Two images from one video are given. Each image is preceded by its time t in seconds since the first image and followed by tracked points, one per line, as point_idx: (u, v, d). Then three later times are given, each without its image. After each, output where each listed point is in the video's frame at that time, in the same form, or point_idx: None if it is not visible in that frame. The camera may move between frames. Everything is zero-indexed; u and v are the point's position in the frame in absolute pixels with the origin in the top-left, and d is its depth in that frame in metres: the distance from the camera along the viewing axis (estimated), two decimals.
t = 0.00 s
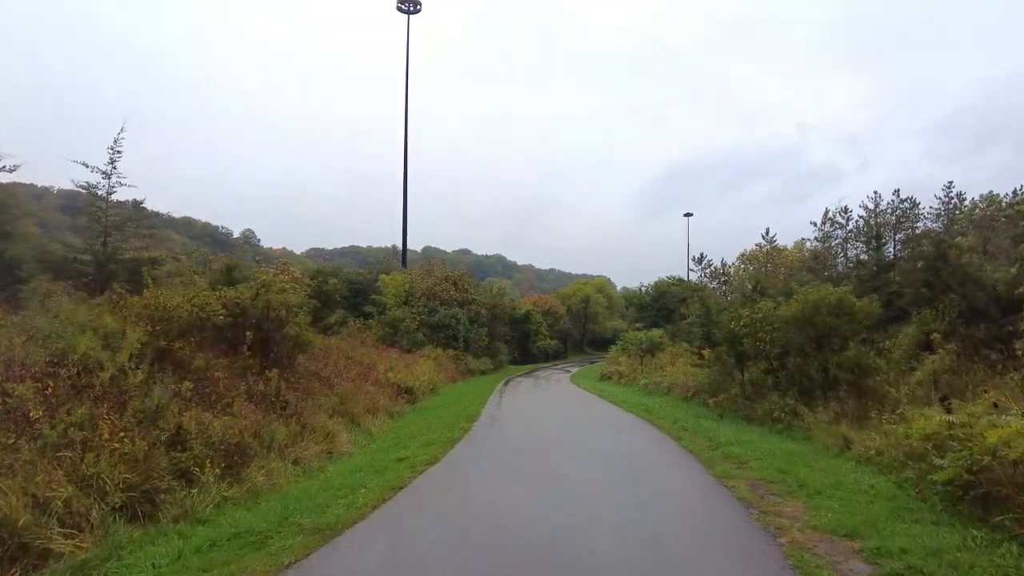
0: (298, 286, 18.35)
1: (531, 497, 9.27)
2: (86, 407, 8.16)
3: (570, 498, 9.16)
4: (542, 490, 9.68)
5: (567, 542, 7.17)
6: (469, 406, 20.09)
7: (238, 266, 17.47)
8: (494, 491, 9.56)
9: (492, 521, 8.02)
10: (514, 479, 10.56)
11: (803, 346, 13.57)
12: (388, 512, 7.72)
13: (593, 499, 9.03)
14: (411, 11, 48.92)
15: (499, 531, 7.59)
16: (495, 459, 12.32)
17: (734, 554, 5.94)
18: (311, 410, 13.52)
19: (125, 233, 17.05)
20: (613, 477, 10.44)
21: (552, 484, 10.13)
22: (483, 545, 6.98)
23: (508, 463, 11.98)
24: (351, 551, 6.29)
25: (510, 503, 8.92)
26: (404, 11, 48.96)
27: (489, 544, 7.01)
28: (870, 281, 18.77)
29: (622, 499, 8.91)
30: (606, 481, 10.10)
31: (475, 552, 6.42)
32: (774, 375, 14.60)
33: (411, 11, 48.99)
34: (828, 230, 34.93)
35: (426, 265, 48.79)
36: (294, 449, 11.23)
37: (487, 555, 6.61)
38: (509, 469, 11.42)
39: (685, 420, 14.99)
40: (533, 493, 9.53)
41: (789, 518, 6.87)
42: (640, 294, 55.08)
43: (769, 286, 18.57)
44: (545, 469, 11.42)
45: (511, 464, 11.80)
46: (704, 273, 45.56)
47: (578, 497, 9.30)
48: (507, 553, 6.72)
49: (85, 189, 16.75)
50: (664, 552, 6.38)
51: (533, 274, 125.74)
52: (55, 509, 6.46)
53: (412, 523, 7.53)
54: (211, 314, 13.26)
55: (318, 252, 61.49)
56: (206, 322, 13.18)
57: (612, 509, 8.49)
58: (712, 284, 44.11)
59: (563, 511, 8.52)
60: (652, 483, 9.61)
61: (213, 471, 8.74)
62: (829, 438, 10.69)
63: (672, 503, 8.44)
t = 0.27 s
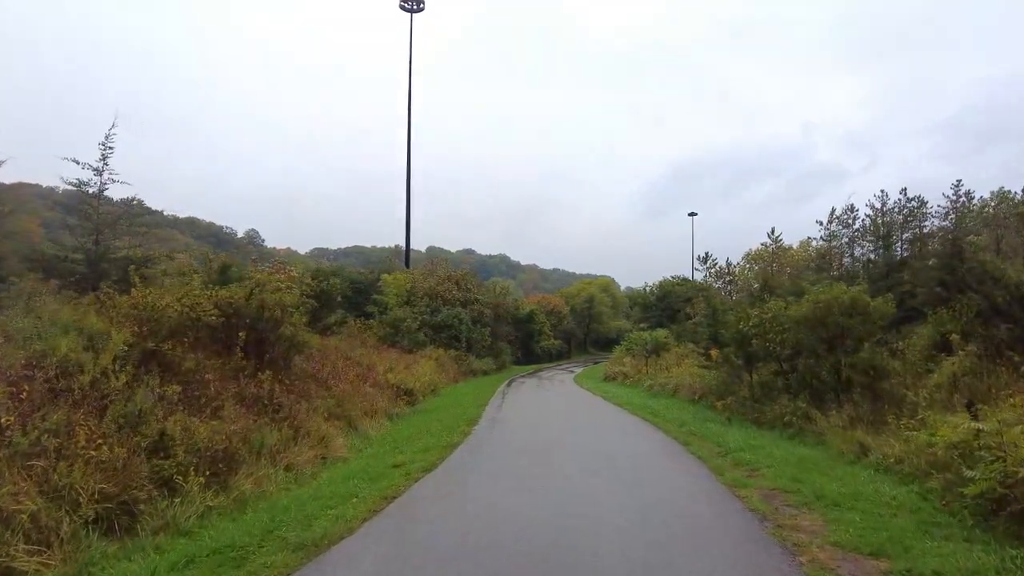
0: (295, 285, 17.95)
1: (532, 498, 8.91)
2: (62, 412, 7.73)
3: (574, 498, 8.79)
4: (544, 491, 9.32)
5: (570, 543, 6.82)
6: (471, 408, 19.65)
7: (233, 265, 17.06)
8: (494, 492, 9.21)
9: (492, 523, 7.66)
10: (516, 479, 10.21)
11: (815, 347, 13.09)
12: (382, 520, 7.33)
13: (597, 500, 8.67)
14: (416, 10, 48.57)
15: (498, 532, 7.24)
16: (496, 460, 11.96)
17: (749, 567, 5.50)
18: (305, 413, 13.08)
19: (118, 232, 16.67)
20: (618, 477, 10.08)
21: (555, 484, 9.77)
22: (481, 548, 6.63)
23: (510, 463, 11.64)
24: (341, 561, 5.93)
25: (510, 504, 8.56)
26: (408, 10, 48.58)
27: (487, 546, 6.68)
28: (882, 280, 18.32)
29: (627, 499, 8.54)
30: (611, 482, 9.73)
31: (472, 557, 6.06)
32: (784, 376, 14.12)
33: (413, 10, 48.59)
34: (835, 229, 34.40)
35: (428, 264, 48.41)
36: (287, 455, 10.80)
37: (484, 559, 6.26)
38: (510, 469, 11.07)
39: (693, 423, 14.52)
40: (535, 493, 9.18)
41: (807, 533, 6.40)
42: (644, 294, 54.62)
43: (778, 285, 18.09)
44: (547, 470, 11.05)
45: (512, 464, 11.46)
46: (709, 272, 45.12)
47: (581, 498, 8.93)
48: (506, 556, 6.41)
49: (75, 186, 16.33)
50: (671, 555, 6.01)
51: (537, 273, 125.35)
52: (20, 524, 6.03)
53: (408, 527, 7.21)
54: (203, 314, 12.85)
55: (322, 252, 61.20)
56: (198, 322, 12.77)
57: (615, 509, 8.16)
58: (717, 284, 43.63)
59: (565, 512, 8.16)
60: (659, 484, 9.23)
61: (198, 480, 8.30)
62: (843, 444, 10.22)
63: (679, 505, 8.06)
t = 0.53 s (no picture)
0: (293, 282, 17.50)
1: (535, 496, 8.56)
2: (35, 412, 7.28)
3: (578, 498, 8.43)
4: (548, 490, 8.96)
5: (573, 542, 6.48)
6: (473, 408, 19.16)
7: (229, 262, 16.63)
8: (496, 491, 8.87)
9: (492, 522, 7.31)
10: (518, 479, 9.86)
11: (830, 347, 12.57)
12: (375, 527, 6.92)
13: (602, 499, 8.31)
14: (420, 6, 48.16)
15: (499, 532, 6.89)
16: (499, 460, 11.62)
17: None
18: (300, 413, 12.61)
19: (111, 227, 16.26)
20: (624, 477, 9.71)
21: (558, 483, 9.42)
22: (480, 548, 6.28)
23: (513, 463, 11.28)
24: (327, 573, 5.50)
25: (512, 503, 8.21)
26: (413, 7, 48.20)
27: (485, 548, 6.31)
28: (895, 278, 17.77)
29: (633, 499, 8.17)
30: (617, 482, 9.37)
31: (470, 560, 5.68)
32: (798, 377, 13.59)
33: (417, 7, 48.12)
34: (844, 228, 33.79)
35: (432, 263, 47.97)
36: (278, 457, 10.33)
37: (481, 561, 5.89)
38: (513, 469, 10.72)
39: (702, 425, 13.99)
40: (538, 493, 8.84)
41: (831, 545, 5.89)
42: (650, 293, 54.03)
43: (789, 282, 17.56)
44: (551, 469, 10.69)
45: (515, 464, 11.12)
46: (716, 271, 44.51)
47: (585, 497, 8.56)
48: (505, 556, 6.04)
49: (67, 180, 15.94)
50: (681, 556, 5.64)
51: (542, 273, 124.80)
52: None
53: (403, 533, 6.82)
54: (194, 311, 12.40)
55: (326, 251, 60.85)
56: (188, 320, 12.33)
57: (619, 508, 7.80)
58: (724, 283, 43.05)
59: (570, 511, 7.80)
60: (667, 485, 8.84)
61: (181, 484, 7.85)
62: (862, 447, 9.70)
63: (688, 507, 7.68)
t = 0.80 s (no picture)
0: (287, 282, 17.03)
1: (538, 502, 9.21)
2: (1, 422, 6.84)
3: (577, 508, 8.98)
4: (550, 497, 9.65)
5: (568, 554, 7.07)
6: (474, 411, 18.67)
7: (221, 261, 16.17)
8: (501, 496, 9.48)
9: (495, 529, 7.94)
10: (523, 483, 10.46)
11: (843, 349, 12.07)
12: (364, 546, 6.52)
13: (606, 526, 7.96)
14: (422, 5, 47.74)
15: (500, 540, 7.51)
16: (505, 463, 11.92)
17: None
18: (291, 419, 12.13)
19: (101, 226, 15.83)
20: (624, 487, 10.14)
21: (560, 489, 9.98)
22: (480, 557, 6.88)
23: (519, 466, 11.66)
24: None
25: (515, 510, 8.82)
26: (415, 6, 47.78)
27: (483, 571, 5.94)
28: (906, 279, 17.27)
29: (629, 511, 8.69)
30: (621, 504, 9.00)
31: (468, 566, 6.23)
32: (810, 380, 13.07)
33: (420, 6, 47.56)
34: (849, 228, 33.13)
35: (434, 262, 47.53)
36: (267, 466, 9.85)
37: None
38: (519, 472, 11.20)
39: (709, 430, 13.49)
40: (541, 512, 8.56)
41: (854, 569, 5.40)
42: (654, 293, 53.51)
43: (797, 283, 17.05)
44: (554, 475, 11.21)
45: (521, 467, 11.59)
46: (720, 271, 43.98)
47: (585, 506, 9.17)
48: None
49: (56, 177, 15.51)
50: (664, 570, 6.10)
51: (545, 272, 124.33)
52: None
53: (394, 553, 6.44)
54: (182, 311, 11.95)
55: (327, 251, 60.46)
56: (176, 321, 11.89)
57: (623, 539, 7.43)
58: (728, 283, 42.52)
59: (567, 522, 8.39)
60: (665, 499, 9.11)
61: (160, 495, 7.40)
62: (880, 455, 9.20)
63: (689, 526, 7.62)
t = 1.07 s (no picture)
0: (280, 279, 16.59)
1: (538, 502, 8.81)
2: None
3: (579, 508, 8.56)
4: (550, 496, 9.26)
5: (568, 554, 6.68)
6: (472, 412, 18.22)
7: (211, 257, 15.74)
8: (499, 497, 9.07)
9: (492, 530, 7.53)
10: (523, 483, 10.06)
11: (852, 347, 11.60)
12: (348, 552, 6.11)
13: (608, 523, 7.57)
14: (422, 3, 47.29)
15: (498, 541, 7.10)
16: (503, 463, 11.50)
17: None
18: (279, 420, 11.71)
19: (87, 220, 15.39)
20: (626, 486, 9.74)
21: (561, 489, 9.58)
22: (476, 558, 6.47)
23: (518, 466, 11.25)
24: None
25: (514, 510, 8.44)
26: (415, 4, 47.37)
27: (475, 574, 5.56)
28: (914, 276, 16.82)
29: (632, 511, 8.30)
30: (624, 503, 8.60)
31: (462, 567, 5.85)
32: (818, 379, 12.59)
33: (421, 4, 47.10)
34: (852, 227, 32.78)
35: (434, 262, 47.07)
36: (251, 469, 9.43)
37: None
38: (518, 472, 10.80)
39: (714, 431, 13.02)
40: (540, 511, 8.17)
41: None
42: (656, 293, 53.03)
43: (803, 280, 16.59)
44: (554, 474, 10.83)
45: (520, 467, 11.17)
46: (723, 271, 43.50)
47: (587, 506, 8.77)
48: None
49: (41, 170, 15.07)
50: (670, 570, 5.73)
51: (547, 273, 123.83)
52: None
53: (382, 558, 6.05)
54: (166, 308, 11.52)
55: (327, 250, 60.03)
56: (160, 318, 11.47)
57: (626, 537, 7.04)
58: (730, 282, 42.05)
59: (568, 522, 7.99)
60: (670, 499, 8.66)
61: (132, 501, 6.96)
62: (894, 458, 8.73)
63: (698, 528, 7.12)
